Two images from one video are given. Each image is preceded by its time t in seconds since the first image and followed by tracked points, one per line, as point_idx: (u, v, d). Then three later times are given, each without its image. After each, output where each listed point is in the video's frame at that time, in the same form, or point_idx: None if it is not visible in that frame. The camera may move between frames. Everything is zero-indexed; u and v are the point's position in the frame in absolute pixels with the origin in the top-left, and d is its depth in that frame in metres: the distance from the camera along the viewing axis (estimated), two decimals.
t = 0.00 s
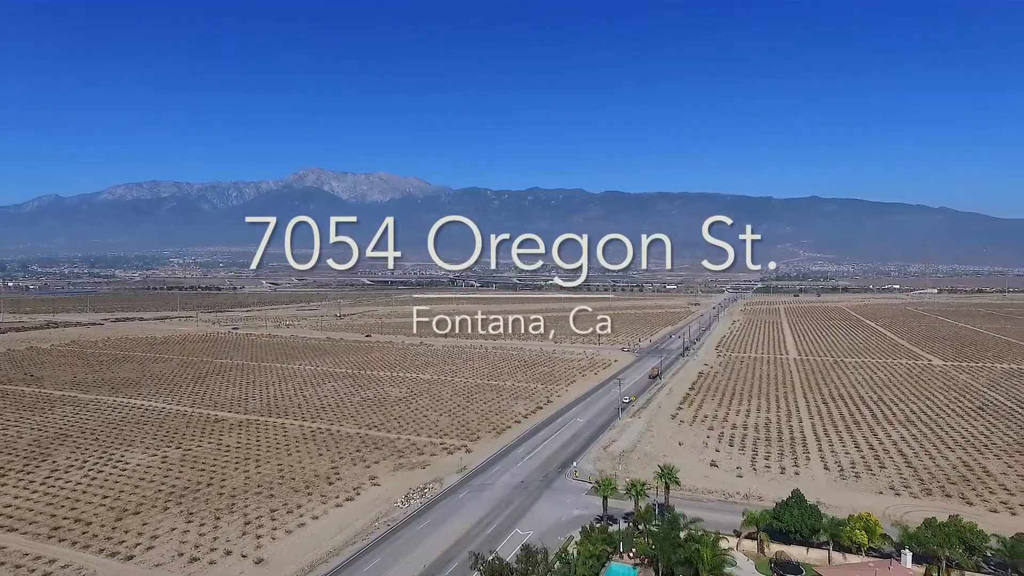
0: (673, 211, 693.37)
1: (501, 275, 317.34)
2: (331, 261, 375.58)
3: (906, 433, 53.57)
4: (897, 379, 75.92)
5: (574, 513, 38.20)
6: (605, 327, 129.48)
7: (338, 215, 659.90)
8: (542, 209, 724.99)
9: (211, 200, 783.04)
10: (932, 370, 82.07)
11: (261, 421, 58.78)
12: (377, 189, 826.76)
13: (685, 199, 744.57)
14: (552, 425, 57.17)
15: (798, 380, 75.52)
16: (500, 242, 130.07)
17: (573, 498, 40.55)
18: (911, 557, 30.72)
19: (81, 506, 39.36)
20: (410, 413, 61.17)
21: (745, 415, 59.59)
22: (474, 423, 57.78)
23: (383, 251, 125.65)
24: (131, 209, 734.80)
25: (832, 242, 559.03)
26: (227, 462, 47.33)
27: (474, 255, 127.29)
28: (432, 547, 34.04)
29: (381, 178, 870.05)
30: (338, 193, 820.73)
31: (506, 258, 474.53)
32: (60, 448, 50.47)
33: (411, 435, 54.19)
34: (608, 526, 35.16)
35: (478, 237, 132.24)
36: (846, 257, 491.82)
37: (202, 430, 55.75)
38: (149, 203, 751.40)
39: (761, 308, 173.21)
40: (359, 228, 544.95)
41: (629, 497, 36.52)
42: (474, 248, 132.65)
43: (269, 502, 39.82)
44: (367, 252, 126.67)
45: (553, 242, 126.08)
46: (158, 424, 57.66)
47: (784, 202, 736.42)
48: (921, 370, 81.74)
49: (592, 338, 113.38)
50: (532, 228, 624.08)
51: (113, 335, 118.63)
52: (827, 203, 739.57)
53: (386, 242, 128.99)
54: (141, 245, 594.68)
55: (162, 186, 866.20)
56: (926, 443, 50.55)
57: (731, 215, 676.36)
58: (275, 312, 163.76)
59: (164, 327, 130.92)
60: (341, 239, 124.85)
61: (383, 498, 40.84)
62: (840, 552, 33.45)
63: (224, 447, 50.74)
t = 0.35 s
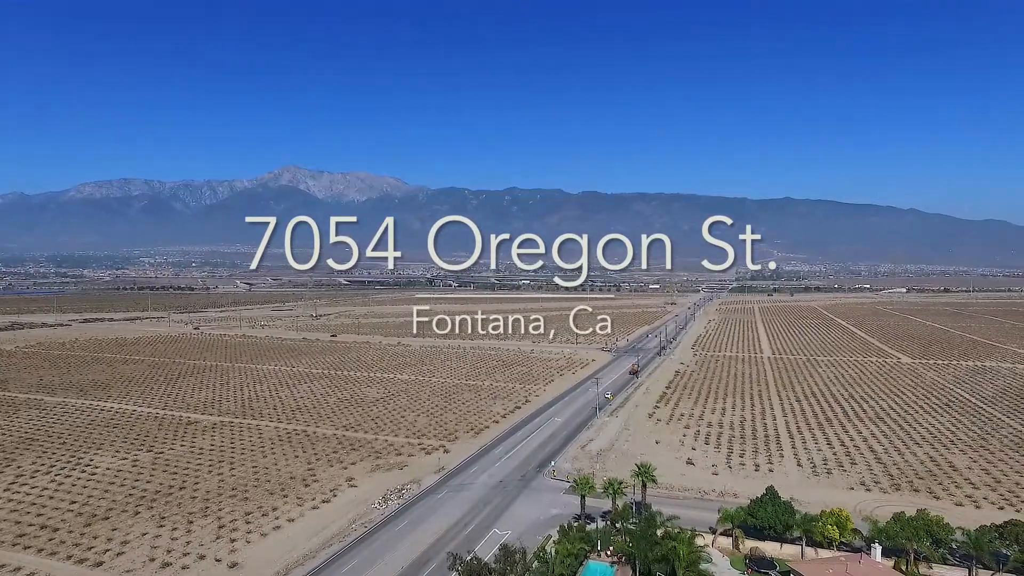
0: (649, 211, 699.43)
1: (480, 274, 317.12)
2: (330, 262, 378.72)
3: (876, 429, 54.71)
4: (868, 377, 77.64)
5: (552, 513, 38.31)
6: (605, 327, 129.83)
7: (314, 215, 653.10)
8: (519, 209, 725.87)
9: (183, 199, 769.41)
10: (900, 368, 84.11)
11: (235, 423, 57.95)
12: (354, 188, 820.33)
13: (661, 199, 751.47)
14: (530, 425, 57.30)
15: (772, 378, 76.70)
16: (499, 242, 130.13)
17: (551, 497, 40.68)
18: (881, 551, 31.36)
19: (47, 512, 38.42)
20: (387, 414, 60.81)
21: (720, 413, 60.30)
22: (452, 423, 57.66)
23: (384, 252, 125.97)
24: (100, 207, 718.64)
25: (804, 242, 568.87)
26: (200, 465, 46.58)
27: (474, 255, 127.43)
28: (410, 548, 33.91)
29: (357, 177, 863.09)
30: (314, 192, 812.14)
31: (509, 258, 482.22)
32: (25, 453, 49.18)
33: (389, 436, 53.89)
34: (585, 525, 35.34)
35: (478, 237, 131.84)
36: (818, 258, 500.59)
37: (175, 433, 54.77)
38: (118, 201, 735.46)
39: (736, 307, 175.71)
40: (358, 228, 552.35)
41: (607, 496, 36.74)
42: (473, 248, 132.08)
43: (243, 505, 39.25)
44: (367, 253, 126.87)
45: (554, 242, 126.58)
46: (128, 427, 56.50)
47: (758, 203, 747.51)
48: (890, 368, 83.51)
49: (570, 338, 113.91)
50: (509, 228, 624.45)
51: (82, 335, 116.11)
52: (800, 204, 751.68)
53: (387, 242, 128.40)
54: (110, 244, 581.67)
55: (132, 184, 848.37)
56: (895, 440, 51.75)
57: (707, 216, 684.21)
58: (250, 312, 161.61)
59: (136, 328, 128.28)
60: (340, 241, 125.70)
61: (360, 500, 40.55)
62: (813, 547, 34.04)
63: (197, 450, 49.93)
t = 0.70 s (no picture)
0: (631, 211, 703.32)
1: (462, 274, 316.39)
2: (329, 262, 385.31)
3: (852, 427, 55.59)
4: (845, 375, 78.89)
5: (535, 512, 38.37)
6: (606, 327, 129.81)
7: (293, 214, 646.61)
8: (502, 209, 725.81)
9: (159, 197, 757.26)
10: (876, 366, 85.56)
11: (214, 425, 57.25)
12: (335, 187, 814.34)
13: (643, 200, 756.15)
14: (513, 424, 57.36)
15: (752, 377, 77.55)
16: (499, 242, 130.71)
17: (533, 497, 40.79)
18: (858, 547, 31.83)
19: (20, 517, 37.63)
20: (369, 414, 60.51)
21: (701, 412, 60.83)
22: (435, 423, 57.52)
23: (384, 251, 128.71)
24: (74, 206, 704.58)
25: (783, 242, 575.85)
26: (179, 467, 45.97)
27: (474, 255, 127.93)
28: (393, 549, 33.77)
29: (338, 175, 856.59)
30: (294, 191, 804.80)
31: (509, 256, 489.06)
32: None
33: (371, 437, 53.61)
34: (568, 524, 35.43)
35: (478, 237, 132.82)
36: (796, 258, 507.07)
37: (152, 435, 53.89)
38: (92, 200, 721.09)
39: (716, 307, 177.46)
40: (357, 228, 558.84)
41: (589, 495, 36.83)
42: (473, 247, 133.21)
43: (223, 508, 38.79)
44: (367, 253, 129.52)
45: (555, 242, 127.23)
46: (103, 429, 55.53)
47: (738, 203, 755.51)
48: (867, 367, 84.94)
49: (553, 337, 114.18)
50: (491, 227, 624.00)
51: (55, 337, 113.89)
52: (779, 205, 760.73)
53: (386, 241, 131.18)
54: (84, 243, 570.25)
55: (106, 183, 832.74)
56: (872, 437, 52.62)
57: (688, 216, 689.68)
58: (229, 312, 159.67)
59: (113, 328, 126.21)
60: (342, 238, 128.47)
61: (342, 501, 40.28)
62: (791, 543, 34.43)
63: (176, 452, 49.23)
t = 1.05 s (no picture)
0: (616, 211, 706.30)
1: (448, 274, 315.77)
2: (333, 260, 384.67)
3: (833, 425, 56.30)
4: (826, 374, 79.96)
5: (519, 512, 38.39)
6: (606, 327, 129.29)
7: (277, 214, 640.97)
8: (486, 209, 725.39)
9: (139, 196, 746.24)
10: (856, 364, 86.76)
11: (195, 426, 56.58)
12: (319, 186, 808.67)
13: (628, 200, 759.74)
14: (497, 424, 57.36)
15: (735, 376, 78.30)
16: (499, 242, 131.50)
17: (518, 496, 40.84)
18: (838, 543, 32.23)
19: None
20: (353, 415, 60.21)
21: (684, 411, 61.28)
22: (419, 423, 57.33)
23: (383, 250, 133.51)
24: (50, 205, 691.86)
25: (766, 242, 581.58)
26: (159, 469, 45.37)
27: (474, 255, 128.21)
28: (377, 550, 33.60)
29: (322, 174, 851.43)
30: (277, 190, 797.87)
31: (510, 255, 491.71)
32: None
33: (355, 437, 53.36)
34: (553, 523, 35.49)
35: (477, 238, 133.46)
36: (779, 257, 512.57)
37: (131, 437, 53.18)
38: (71, 199, 709.40)
39: (700, 307, 178.97)
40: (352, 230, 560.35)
41: (574, 494, 36.91)
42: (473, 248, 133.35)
43: (204, 510, 38.36)
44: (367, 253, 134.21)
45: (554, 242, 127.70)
46: (81, 431, 54.62)
47: (721, 203, 762.02)
48: (847, 365, 86.09)
49: (539, 337, 114.44)
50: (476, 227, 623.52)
51: (32, 337, 111.85)
52: (760, 205, 768.84)
53: (387, 238, 136.36)
54: (61, 242, 559.86)
55: (84, 181, 819.17)
56: (851, 434, 53.35)
57: (672, 216, 694.06)
58: (211, 312, 157.96)
59: (91, 329, 124.31)
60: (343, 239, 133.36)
61: (326, 502, 40.00)
62: (773, 541, 34.76)
63: (155, 454, 48.58)
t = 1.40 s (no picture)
0: (608, 211, 707.32)
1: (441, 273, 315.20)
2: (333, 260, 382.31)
3: (824, 424, 56.66)
4: (816, 373, 80.46)
5: (512, 511, 38.40)
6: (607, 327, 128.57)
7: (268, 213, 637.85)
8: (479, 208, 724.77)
9: (128, 195, 740.47)
10: (847, 363, 87.30)
11: (186, 426, 56.25)
12: (310, 185, 805.58)
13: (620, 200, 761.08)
14: (490, 424, 57.35)
15: (726, 375, 78.64)
16: (499, 241, 131.40)
17: (510, 496, 40.87)
18: (829, 541, 32.44)
19: None
20: (345, 414, 60.04)
21: (677, 410, 61.46)
22: (412, 423, 57.24)
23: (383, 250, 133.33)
24: (38, 204, 684.86)
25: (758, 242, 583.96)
26: (149, 470, 45.07)
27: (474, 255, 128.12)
28: (369, 550, 33.52)
29: (314, 173, 848.58)
30: (268, 189, 793.65)
31: (510, 255, 493.93)
32: None
33: (347, 437, 53.24)
34: (546, 523, 35.52)
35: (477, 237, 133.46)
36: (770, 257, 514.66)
37: (121, 437, 52.76)
38: (59, 198, 703.02)
39: (692, 306, 179.35)
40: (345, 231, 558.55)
41: (567, 493, 36.92)
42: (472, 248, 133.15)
43: (195, 511, 38.16)
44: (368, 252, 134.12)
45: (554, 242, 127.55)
46: (70, 432, 54.16)
47: (713, 203, 764.62)
48: (837, 364, 86.61)
49: (532, 337, 114.30)
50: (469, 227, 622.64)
51: (20, 337, 110.73)
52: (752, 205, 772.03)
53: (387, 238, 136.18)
54: (49, 242, 554.17)
55: (72, 180, 811.80)
56: (842, 433, 53.69)
57: (664, 216, 695.79)
58: (202, 312, 156.94)
59: (79, 329, 123.11)
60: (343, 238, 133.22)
61: (317, 502, 39.88)
62: (765, 539, 34.93)
63: (146, 455, 48.25)
